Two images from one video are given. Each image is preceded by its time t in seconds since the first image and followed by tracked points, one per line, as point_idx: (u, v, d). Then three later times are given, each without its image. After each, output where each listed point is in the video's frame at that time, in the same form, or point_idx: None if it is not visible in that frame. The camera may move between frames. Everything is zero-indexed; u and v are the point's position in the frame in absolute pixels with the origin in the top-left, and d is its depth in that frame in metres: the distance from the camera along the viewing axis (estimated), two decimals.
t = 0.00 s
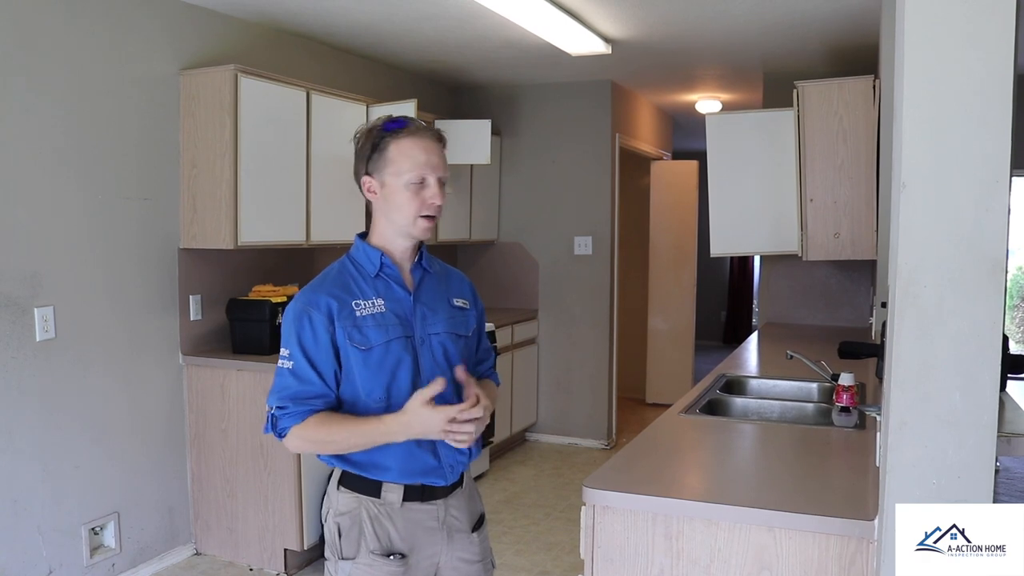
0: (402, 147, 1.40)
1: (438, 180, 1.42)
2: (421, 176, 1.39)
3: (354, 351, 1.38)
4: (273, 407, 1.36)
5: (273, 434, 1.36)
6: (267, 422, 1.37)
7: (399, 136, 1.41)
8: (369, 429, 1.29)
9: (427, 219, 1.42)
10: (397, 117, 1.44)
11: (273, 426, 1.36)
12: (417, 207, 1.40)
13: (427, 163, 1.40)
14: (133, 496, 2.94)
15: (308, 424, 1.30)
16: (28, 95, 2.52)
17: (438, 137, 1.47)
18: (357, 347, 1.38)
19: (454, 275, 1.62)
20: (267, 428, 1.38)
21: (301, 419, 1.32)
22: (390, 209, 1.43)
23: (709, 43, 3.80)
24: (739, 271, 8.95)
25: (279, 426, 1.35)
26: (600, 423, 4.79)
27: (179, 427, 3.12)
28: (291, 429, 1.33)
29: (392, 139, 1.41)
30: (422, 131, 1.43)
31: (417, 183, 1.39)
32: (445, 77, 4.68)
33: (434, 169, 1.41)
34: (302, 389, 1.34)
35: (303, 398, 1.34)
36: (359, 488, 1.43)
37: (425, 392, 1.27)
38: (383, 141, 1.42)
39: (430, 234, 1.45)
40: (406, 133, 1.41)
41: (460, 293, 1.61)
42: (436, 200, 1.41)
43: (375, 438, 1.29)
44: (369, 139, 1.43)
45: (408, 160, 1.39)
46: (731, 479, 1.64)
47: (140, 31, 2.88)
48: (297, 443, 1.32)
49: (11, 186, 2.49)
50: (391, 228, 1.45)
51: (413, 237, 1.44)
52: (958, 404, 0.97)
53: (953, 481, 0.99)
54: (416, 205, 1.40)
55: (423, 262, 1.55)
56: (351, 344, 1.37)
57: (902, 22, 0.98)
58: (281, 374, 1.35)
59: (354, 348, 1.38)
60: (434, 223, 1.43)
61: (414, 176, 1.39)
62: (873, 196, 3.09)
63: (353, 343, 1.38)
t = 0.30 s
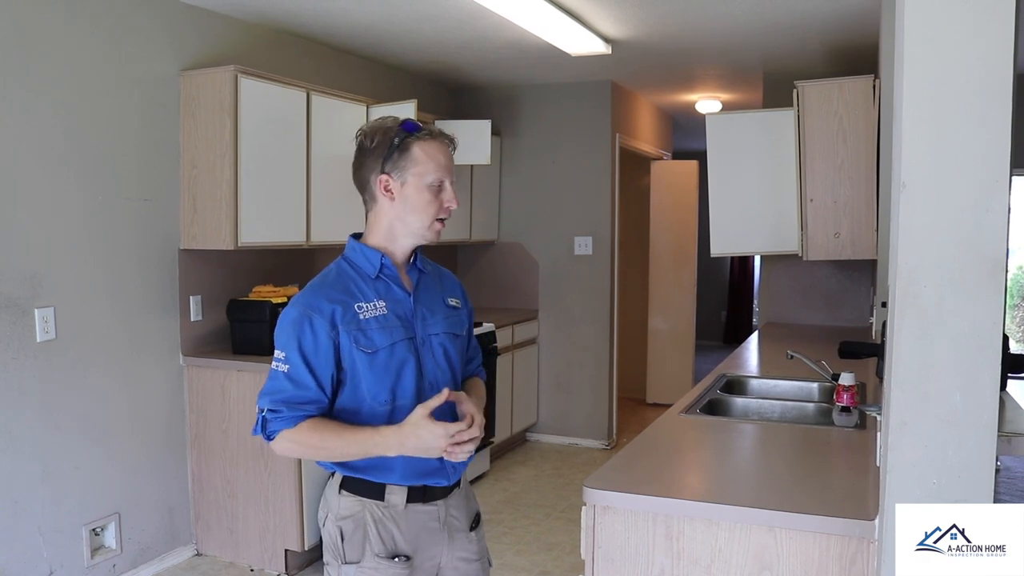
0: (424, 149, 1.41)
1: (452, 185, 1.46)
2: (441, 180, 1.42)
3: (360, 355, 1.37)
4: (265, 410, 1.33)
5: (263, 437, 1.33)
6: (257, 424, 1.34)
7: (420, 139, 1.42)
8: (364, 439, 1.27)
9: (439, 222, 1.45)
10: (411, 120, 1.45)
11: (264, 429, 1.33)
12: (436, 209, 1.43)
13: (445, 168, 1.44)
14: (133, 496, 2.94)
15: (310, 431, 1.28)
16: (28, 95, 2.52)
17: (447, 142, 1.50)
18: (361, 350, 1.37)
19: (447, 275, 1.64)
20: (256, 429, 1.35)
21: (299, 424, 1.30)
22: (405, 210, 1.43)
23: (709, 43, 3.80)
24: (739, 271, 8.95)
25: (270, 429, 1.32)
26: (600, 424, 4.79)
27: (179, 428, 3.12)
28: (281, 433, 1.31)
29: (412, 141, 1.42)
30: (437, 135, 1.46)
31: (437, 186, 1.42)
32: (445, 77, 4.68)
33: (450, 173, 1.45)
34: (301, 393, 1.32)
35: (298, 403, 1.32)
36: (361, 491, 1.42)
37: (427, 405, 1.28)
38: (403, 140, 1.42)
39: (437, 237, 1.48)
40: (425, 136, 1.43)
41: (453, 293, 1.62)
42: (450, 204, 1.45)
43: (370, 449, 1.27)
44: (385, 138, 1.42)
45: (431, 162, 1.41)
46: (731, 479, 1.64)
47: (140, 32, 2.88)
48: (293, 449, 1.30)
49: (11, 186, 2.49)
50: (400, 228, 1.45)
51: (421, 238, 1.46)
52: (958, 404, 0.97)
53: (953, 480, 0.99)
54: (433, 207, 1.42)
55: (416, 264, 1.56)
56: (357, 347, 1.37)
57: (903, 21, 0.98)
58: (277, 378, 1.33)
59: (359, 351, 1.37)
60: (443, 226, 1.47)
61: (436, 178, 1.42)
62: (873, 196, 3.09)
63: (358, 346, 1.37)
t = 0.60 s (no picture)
0: (417, 147, 1.43)
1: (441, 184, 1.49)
2: (433, 178, 1.45)
3: (364, 350, 1.38)
4: (274, 414, 1.28)
5: (275, 444, 1.28)
6: (266, 431, 1.29)
7: (413, 136, 1.44)
8: (383, 413, 1.24)
9: (428, 220, 1.48)
10: (401, 118, 1.47)
11: (276, 434, 1.27)
12: (427, 207, 1.45)
13: (436, 166, 1.46)
14: (134, 497, 2.94)
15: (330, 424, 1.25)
16: (27, 95, 2.52)
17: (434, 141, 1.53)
18: (366, 346, 1.38)
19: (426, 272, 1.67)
20: (265, 437, 1.29)
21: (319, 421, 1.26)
22: (399, 206, 1.43)
23: (709, 43, 3.80)
24: (739, 271, 8.95)
25: (281, 433, 1.27)
26: (600, 424, 4.79)
27: (179, 428, 3.12)
28: (295, 435, 1.26)
29: (405, 138, 1.43)
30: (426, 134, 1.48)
31: (429, 184, 1.44)
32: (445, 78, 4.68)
33: (439, 172, 1.47)
34: (314, 391, 1.29)
35: (311, 401, 1.28)
36: (359, 496, 1.41)
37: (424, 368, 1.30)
38: (397, 137, 1.42)
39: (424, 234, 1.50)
40: (417, 135, 1.45)
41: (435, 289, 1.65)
42: (440, 202, 1.47)
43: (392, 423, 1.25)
44: (378, 135, 1.43)
45: (425, 160, 1.43)
46: (730, 479, 1.64)
47: (140, 33, 2.88)
48: (311, 448, 1.25)
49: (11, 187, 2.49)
50: (390, 226, 1.46)
51: (410, 236, 1.48)
52: (957, 404, 0.97)
53: (952, 480, 0.99)
54: (425, 205, 1.44)
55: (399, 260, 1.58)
56: (362, 343, 1.37)
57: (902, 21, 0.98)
58: (284, 379, 1.28)
59: (364, 347, 1.38)
60: (432, 223, 1.49)
61: (429, 176, 1.44)
62: (873, 196, 3.09)
63: (363, 342, 1.38)
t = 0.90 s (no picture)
0: (376, 146, 1.41)
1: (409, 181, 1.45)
2: (397, 177, 1.42)
3: (343, 352, 1.38)
4: (268, 421, 1.27)
5: (275, 453, 1.27)
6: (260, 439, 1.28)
7: (373, 135, 1.42)
8: (379, 407, 1.28)
9: (396, 220, 1.45)
10: (366, 117, 1.45)
11: (274, 442, 1.27)
12: (392, 207, 1.42)
13: (401, 164, 1.43)
14: (133, 497, 2.94)
15: (328, 427, 1.25)
16: (27, 96, 2.52)
17: (405, 139, 1.50)
18: (346, 346, 1.38)
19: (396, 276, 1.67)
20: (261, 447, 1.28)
21: (312, 424, 1.26)
22: (362, 207, 1.42)
23: (709, 43, 3.80)
24: (739, 270, 8.95)
25: (278, 440, 1.27)
26: (600, 424, 4.79)
27: (178, 428, 3.12)
28: (293, 439, 1.26)
29: (364, 138, 1.41)
30: (392, 131, 1.45)
31: (393, 184, 1.42)
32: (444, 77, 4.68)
33: (406, 170, 1.44)
34: (304, 393, 1.29)
35: (302, 404, 1.28)
36: (331, 504, 1.40)
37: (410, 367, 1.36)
38: (357, 137, 1.41)
39: (396, 235, 1.48)
40: (379, 134, 1.43)
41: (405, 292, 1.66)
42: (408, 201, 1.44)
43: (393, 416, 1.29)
44: (339, 136, 1.42)
45: (385, 159, 1.41)
46: (730, 478, 1.64)
47: (139, 33, 2.88)
48: (311, 453, 1.25)
49: (10, 188, 2.49)
50: (357, 228, 1.44)
51: (380, 237, 1.46)
52: (956, 404, 0.97)
53: (951, 479, 0.99)
54: (390, 205, 1.42)
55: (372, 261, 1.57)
56: (341, 343, 1.37)
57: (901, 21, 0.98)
58: (274, 384, 1.28)
59: (344, 347, 1.38)
60: (401, 223, 1.46)
61: (392, 175, 1.41)
62: (872, 195, 3.09)
63: (342, 342, 1.37)
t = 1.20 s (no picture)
0: (313, 154, 1.40)
1: (357, 182, 1.40)
2: (335, 181, 1.38)
3: (297, 351, 1.37)
4: (212, 412, 1.28)
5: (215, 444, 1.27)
6: (207, 429, 1.29)
7: (311, 142, 1.41)
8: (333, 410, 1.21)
9: (351, 224, 1.42)
10: (310, 121, 1.43)
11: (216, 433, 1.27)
12: (338, 212, 1.40)
13: (342, 166, 1.39)
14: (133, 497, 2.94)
15: (260, 422, 1.23)
16: (26, 96, 2.52)
17: (359, 135, 1.44)
18: (300, 347, 1.37)
19: (396, 282, 1.66)
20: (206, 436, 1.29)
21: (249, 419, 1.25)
22: (313, 217, 1.43)
23: (709, 43, 3.80)
24: (738, 270, 8.95)
25: (219, 431, 1.27)
26: (600, 424, 4.79)
27: (178, 429, 3.12)
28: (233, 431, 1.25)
29: (303, 147, 1.41)
30: (335, 132, 1.41)
31: (332, 189, 1.39)
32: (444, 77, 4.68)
33: (349, 171, 1.39)
34: (251, 388, 1.29)
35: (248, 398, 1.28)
36: (295, 507, 1.41)
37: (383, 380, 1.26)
38: (297, 149, 1.42)
39: (362, 238, 1.45)
40: (319, 138, 1.40)
41: (399, 300, 1.63)
42: (358, 203, 1.41)
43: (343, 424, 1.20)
44: (288, 149, 1.44)
45: (320, 165, 1.39)
46: (730, 478, 1.64)
47: (139, 33, 2.88)
48: (242, 446, 1.23)
49: (11, 188, 2.49)
50: (322, 236, 1.46)
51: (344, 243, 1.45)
52: (955, 403, 0.97)
53: (951, 479, 0.99)
54: (335, 211, 1.40)
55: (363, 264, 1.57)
56: (294, 344, 1.37)
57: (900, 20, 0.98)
58: (223, 376, 1.29)
59: (297, 348, 1.37)
60: (360, 226, 1.43)
61: (329, 181, 1.38)
62: (872, 195, 3.09)
63: (295, 342, 1.37)
